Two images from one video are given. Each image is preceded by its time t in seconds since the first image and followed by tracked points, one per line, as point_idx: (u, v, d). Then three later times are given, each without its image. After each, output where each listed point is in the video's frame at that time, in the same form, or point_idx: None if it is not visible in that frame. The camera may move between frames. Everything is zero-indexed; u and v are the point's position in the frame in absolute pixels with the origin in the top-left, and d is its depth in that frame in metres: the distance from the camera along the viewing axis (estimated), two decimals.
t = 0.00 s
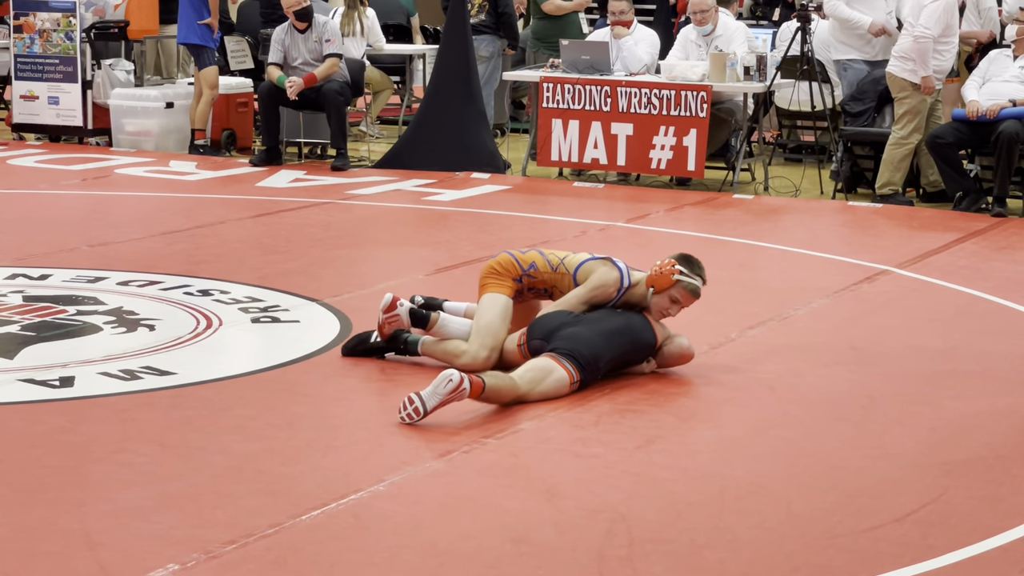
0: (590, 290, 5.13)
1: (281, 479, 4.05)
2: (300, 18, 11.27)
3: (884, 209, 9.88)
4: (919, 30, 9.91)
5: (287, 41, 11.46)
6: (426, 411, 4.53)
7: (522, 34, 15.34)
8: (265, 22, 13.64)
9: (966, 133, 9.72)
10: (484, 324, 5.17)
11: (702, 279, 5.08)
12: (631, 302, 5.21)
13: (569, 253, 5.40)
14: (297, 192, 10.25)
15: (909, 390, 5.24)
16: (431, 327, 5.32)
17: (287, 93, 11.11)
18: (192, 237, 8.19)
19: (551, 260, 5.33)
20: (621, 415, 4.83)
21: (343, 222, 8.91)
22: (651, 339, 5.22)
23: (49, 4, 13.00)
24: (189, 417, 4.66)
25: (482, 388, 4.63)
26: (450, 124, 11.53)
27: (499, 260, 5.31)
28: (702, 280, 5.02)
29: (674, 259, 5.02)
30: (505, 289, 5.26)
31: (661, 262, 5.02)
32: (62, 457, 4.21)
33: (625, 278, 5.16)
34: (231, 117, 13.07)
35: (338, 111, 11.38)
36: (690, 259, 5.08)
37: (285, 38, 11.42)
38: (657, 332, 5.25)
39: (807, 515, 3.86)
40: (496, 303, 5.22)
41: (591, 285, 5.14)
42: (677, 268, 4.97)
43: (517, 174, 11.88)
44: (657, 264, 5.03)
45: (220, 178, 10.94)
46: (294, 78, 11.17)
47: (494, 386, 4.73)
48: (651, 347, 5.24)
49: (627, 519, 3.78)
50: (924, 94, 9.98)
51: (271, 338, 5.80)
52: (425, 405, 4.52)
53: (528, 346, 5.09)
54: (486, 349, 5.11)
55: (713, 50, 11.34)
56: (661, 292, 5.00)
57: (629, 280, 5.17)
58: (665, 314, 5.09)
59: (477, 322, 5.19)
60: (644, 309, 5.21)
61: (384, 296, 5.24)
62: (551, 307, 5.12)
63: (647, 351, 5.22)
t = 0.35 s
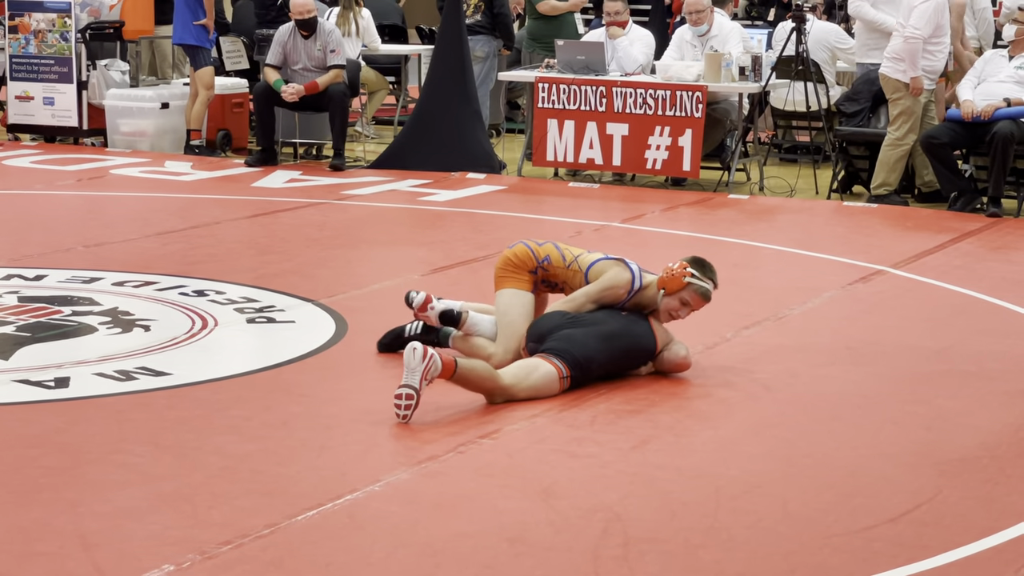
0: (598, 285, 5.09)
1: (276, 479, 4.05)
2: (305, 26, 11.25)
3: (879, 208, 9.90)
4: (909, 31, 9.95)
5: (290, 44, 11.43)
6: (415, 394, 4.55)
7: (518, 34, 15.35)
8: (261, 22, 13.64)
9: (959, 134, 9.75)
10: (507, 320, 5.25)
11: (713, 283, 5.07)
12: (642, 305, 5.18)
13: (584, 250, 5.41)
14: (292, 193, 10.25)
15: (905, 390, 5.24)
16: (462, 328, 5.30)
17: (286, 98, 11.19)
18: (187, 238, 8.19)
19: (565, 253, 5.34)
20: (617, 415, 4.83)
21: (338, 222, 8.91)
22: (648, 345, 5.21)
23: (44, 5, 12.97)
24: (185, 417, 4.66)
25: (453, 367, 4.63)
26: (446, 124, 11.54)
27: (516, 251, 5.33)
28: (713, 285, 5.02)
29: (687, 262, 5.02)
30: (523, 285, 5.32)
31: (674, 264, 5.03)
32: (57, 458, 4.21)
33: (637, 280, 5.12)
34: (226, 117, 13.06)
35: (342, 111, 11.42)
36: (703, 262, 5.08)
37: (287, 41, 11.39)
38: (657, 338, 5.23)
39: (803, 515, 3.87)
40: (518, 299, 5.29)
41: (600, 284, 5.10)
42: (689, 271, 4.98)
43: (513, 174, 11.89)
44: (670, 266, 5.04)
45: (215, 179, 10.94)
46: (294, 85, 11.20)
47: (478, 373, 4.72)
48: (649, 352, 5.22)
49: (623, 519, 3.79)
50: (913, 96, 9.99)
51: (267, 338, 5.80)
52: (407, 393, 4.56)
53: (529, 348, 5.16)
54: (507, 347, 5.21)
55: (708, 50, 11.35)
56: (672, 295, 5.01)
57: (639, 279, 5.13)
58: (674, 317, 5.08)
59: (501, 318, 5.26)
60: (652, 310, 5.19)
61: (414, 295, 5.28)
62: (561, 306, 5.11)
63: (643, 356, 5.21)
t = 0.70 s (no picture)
0: (574, 275, 5.12)
1: (273, 482, 4.05)
2: (302, 32, 11.22)
3: (875, 211, 9.91)
4: (902, 32, 9.96)
5: (285, 51, 11.41)
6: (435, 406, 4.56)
7: (514, 37, 15.36)
8: (257, 25, 13.64)
9: (955, 135, 9.74)
10: (484, 328, 5.24)
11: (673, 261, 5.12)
12: (612, 296, 5.16)
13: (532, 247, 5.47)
14: (289, 195, 10.25)
15: (901, 392, 5.25)
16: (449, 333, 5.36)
17: (286, 99, 11.21)
18: (184, 241, 8.19)
19: (518, 251, 5.41)
20: (613, 417, 4.84)
21: (335, 225, 8.91)
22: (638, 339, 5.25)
23: (40, 7, 13.02)
24: (182, 420, 4.66)
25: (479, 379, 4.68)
26: (442, 127, 11.54)
27: (472, 256, 5.34)
28: (676, 263, 5.06)
29: (646, 249, 5.04)
30: (486, 288, 5.32)
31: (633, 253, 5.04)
32: (53, 460, 4.21)
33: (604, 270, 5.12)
34: (223, 120, 13.06)
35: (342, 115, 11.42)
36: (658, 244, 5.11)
37: (283, 49, 11.36)
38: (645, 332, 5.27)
39: (800, 517, 3.87)
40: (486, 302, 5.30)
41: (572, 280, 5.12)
42: (652, 258, 4.99)
43: (510, 177, 11.89)
44: (629, 255, 5.05)
45: (212, 181, 10.94)
46: (293, 86, 11.19)
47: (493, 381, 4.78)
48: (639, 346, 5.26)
49: (619, 521, 3.79)
50: (908, 99, 9.98)
51: (264, 340, 5.80)
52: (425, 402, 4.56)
53: (524, 346, 5.16)
54: (494, 353, 5.20)
55: (704, 53, 11.37)
56: (640, 284, 5.02)
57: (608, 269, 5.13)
58: (647, 303, 5.11)
59: (477, 325, 5.27)
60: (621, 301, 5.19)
61: (402, 299, 5.48)
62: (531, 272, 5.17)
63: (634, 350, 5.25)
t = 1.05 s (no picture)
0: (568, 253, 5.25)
1: (271, 486, 4.05)
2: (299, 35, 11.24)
3: (873, 214, 9.91)
4: (897, 35, 9.97)
5: (282, 54, 11.43)
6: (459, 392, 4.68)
7: (513, 41, 15.36)
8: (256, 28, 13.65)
9: (951, 132, 9.80)
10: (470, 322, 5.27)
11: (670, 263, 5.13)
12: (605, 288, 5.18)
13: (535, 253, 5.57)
14: (287, 199, 10.24)
15: (899, 396, 5.25)
16: (444, 331, 5.47)
17: (281, 101, 11.17)
18: (182, 244, 8.19)
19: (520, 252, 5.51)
20: (611, 420, 4.84)
21: (333, 228, 8.91)
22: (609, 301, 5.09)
23: (38, 11, 12.97)
24: (179, 423, 4.66)
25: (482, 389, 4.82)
26: (441, 131, 11.53)
27: (472, 255, 5.48)
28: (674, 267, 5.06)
29: (645, 249, 5.03)
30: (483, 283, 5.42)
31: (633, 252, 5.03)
32: (51, 464, 4.20)
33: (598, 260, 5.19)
34: (222, 123, 13.05)
35: (339, 119, 11.41)
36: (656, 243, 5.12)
37: (279, 52, 11.40)
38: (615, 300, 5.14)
39: (798, 520, 3.87)
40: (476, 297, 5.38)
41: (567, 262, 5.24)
42: (649, 259, 5.00)
43: (508, 180, 11.89)
44: (627, 251, 5.05)
45: (211, 185, 10.93)
46: (288, 89, 11.20)
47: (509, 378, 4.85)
48: (610, 308, 5.08)
49: (617, 525, 3.79)
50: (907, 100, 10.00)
51: (262, 344, 5.80)
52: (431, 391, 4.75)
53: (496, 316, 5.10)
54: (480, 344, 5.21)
55: (702, 56, 11.37)
56: (635, 283, 5.05)
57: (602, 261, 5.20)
58: (638, 302, 5.15)
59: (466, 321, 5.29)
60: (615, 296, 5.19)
61: (405, 294, 5.39)
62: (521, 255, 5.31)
63: (604, 309, 5.06)
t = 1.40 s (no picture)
0: (536, 270, 5.08)
1: (270, 489, 4.04)
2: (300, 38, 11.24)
3: (872, 218, 9.91)
4: (884, 40, 10.02)
5: (282, 57, 11.41)
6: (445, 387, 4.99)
7: (513, 44, 15.37)
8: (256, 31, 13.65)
9: (949, 135, 9.78)
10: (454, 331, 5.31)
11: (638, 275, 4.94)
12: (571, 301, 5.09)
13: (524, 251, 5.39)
14: (286, 202, 10.24)
15: (899, 400, 5.25)
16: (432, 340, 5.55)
17: (281, 104, 11.18)
18: (182, 247, 8.19)
19: (506, 257, 5.33)
20: (610, 424, 4.83)
21: (332, 232, 8.91)
22: (559, 320, 4.98)
23: (38, 14, 12.99)
24: (178, 427, 4.66)
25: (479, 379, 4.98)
26: (441, 135, 11.54)
27: (460, 261, 5.42)
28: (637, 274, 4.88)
29: (604, 258, 4.89)
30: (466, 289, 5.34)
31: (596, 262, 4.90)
32: (50, 468, 4.20)
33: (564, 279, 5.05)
34: (221, 127, 13.05)
35: (338, 122, 11.41)
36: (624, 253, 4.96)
37: (279, 55, 11.39)
38: (571, 315, 5.00)
39: (797, 524, 3.87)
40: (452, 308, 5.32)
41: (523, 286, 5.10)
42: (609, 268, 4.84)
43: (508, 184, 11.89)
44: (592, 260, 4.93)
45: (210, 188, 10.93)
46: (288, 92, 11.21)
47: (511, 381, 4.95)
48: (559, 328, 4.97)
49: (617, 529, 3.79)
50: (893, 105, 10.05)
51: (262, 347, 5.80)
52: (420, 372, 4.98)
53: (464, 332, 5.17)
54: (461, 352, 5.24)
55: (701, 59, 11.38)
56: (598, 295, 4.89)
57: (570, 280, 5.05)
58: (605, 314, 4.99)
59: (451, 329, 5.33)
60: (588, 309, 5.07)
61: (390, 310, 5.54)
62: (487, 280, 5.17)
63: (553, 331, 4.97)
